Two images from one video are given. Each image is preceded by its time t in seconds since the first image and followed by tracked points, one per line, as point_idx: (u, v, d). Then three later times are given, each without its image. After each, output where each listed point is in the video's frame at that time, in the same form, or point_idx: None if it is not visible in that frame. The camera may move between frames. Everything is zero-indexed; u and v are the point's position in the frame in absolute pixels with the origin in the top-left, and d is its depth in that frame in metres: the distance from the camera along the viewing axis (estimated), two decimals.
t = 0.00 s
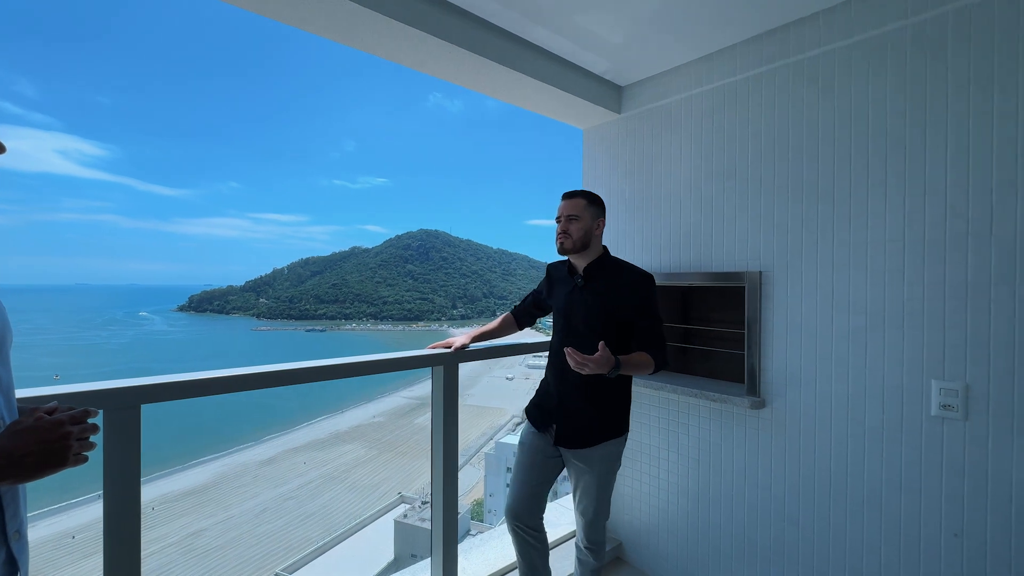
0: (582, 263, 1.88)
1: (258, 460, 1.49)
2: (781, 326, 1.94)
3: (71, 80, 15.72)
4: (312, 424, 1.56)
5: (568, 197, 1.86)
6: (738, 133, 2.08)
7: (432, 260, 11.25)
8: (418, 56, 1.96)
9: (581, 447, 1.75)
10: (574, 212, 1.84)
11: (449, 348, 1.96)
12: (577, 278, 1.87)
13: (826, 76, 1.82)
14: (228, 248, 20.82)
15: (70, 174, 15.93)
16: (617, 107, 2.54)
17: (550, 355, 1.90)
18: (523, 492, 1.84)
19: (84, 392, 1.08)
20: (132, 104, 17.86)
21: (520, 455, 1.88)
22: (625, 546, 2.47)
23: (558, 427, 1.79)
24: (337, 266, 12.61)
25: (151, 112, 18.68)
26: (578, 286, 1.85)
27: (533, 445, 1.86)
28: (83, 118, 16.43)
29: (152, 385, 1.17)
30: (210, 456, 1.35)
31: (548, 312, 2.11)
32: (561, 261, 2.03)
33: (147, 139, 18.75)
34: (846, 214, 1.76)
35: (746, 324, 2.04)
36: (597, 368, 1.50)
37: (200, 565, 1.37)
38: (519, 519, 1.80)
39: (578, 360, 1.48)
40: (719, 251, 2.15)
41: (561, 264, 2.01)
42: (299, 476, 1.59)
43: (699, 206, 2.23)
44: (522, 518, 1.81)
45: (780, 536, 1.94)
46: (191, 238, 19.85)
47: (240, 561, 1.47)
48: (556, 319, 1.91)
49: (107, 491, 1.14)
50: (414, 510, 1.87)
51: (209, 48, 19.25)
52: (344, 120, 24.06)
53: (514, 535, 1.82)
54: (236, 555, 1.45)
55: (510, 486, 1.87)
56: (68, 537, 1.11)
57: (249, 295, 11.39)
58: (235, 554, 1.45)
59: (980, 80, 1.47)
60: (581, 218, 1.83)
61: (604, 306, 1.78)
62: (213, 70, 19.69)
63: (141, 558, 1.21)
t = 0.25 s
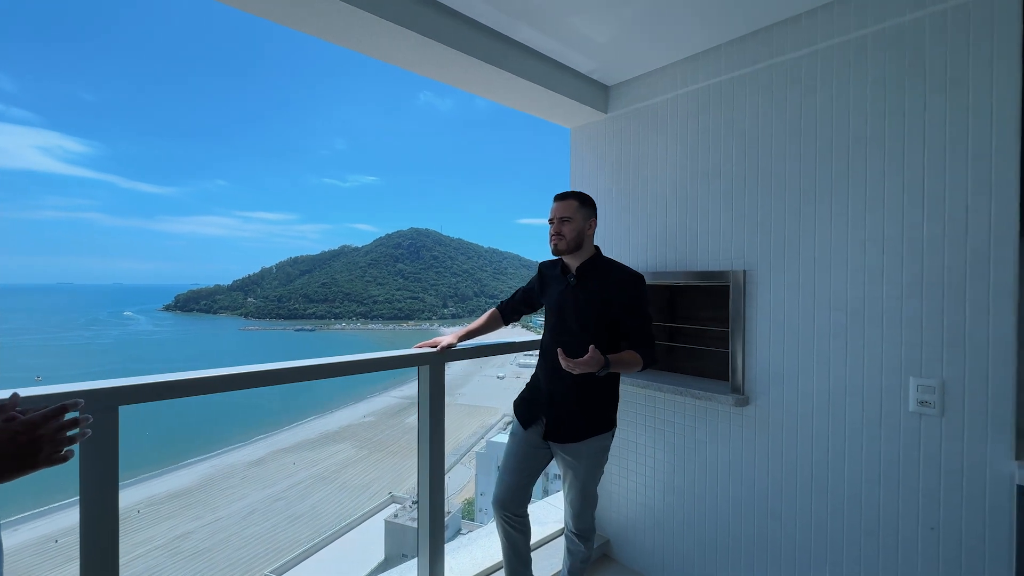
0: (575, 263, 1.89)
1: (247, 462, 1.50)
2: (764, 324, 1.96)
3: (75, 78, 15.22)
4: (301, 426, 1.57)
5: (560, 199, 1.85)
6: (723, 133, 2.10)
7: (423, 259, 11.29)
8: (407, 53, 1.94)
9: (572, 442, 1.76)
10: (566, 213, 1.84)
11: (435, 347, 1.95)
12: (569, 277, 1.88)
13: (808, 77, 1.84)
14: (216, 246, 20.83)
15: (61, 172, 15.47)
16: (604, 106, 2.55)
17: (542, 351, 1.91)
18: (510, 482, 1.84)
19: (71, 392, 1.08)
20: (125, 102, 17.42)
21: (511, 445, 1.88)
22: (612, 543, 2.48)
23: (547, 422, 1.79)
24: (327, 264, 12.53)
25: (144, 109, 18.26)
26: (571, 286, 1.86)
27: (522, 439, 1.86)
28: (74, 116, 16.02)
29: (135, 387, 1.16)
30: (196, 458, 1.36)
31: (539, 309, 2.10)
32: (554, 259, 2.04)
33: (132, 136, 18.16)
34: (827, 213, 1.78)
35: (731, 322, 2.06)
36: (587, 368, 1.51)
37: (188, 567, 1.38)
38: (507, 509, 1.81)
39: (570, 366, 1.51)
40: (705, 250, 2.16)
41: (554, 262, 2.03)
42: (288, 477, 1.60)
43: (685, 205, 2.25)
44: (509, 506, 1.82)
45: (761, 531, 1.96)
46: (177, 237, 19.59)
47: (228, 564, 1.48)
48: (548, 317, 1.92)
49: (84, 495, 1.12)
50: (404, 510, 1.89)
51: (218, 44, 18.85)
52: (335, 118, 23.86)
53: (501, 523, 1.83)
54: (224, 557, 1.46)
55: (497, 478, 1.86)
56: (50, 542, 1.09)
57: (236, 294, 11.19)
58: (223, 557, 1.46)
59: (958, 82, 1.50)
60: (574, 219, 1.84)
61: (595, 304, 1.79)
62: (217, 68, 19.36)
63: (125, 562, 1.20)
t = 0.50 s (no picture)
0: (561, 262, 1.90)
1: (234, 464, 1.47)
2: (749, 322, 1.98)
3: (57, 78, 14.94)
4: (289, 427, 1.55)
5: (548, 197, 1.87)
6: (709, 132, 2.11)
7: (412, 258, 11.26)
8: (392, 50, 1.92)
9: (560, 437, 1.75)
10: (554, 211, 1.85)
11: (421, 346, 1.92)
12: (556, 275, 1.88)
13: (792, 77, 1.86)
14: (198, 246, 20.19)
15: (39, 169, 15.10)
16: (591, 105, 2.55)
17: (529, 349, 1.91)
18: (498, 473, 1.83)
19: (47, 393, 1.04)
20: (106, 98, 17.09)
21: (498, 442, 1.87)
22: (600, 541, 2.48)
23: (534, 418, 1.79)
24: (314, 264, 12.41)
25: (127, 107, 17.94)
26: (557, 284, 1.87)
27: (506, 434, 1.86)
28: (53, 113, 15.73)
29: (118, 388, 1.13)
30: (181, 461, 1.33)
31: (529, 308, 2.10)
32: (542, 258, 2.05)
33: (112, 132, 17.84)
34: (811, 212, 1.80)
35: (716, 321, 2.07)
36: (572, 368, 1.51)
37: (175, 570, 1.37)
38: (492, 501, 1.80)
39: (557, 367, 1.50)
40: (691, 249, 2.17)
41: (542, 261, 2.03)
42: (276, 478, 1.58)
43: (671, 204, 2.26)
44: (493, 499, 1.80)
45: (747, 527, 1.98)
46: (159, 236, 19.13)
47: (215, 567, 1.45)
48: (535, 315, 1.93)
49: (55, 502, 1.08)
50: (393, 510, 1.88)
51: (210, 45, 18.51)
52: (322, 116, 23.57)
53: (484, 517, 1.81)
54: (211, 560, 1.44)
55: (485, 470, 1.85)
56: (29, 548, 1.06)
57: (222, 294, 11.04)
58: (209, 561, 1.44)
59: (936, 83, 1.53)
60: (561, 217, 1.85)
61: (581, 302, 1.79)
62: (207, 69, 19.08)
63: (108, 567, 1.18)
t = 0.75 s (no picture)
0: (552, 262, 1.85)
1: (220, 467, 1.49)
2: (745, 322, 1.95)
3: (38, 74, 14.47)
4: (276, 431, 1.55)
5: (539, 195, 1.82)
6: (703, 130, 2.08)
7: (401, 258, 11.17)
8: (379, 43, 1.86)
9: (551, 439, 1.70)
10: (545, 210, 1.80)
11: (410, 348, 1.86)
12: (547, 276, 1.83)
13: (788, 74, 1.83)
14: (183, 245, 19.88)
15: (18, 168, 14.53)
16: (583, 102, 2.51)
17: (520, 349, 1.88)
18: (488, 475, 1.76)
19: (11, 403, 0.97)
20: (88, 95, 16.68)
21: (487, 444, 1.81)
22: (593, 545, 2.45)
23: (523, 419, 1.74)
24: (302, 264, 12.25)
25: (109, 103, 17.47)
26: (548, 285, 1.82)
27: (495, 436, 1.80)
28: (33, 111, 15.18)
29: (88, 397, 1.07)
30: (162, 465, 1.35)
31: (519, 309, 2.05)
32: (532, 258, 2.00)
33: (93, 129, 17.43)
34: (807, 210, 1.78)
35: (711, 321, 2.05)
36: (557, 368, 1.47)
37: None
38: (479, 502, 1.73)
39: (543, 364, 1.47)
40: (686, 248, 2.15)
41: (533, 262, 1.98)
42: (264, 481, 1.59)
43: (665, 203, 2.23)
44: (481, 501, 1.74)
45: (743, 530, 1.96)
46: (142, 234, 18.81)
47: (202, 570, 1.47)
48: (525, 316, 1.88)
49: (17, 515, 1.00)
50: (383, 512, 1.83)
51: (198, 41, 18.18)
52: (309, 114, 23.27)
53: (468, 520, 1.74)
54: (197, 564, 1.46)
55: (475, 469, 1.79)
56: None
57: (207, 294, 10.87)
58: (196, 565, 1.46)
59: (933, 80, 1.51)
60: (552, 216, 1.79)
61: (571, 302, 1.74)
62: (194, 65, 18.70)
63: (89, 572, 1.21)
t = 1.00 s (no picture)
0: (551, 263, 1.76)
1: (207, 470, 1.33)
2: (753, 325, 1.89)
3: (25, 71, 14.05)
4: (263, 430, 1.40)
5: (538, 193, 1.73)
6: (709, 126, 2.01)
7: (392, 258, 11.06)
8: (371, 32, 1.77)
9: (551, 450, 1.62)
10: (544, 208, 1.70)
11: (407, 354, 1.78)
12: (546, 277, 1.74)
13: (798, 68, 1.77)
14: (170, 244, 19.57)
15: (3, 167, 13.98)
16: (583, 98, 2.43)
17: (517, 352, 1.79)
18: (481, 488, 1.68)
19: None
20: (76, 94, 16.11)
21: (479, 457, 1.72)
22: (594, 554, 2.37)
23: (521, 430, 1.65)
24: (292, 264, 12.13)
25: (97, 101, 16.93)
26: (547, 287, 1.73)
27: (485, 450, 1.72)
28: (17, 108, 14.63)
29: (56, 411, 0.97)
30: (142, 470, 1.17)
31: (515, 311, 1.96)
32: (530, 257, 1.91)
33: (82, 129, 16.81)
34: (819, 209, 1.72)
35: (718, 323, 1.98)
36: (561, 371, 1.39)
37: None
38: (471, 519, 1.65)
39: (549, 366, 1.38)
40: (690, 249, 2.09)
41: (530, 262, 1.89)
42: (254, 483, 1.43)
43: (669, 202, 2.16)
44: (473, 517, 1.66)
45: (752, 539, 1.89)
46: (128, 233, 18.51)
47: None
48: (523, 319, 1.79)
49: None
50: (374, 513, 1.72)
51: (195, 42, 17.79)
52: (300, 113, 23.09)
53: (461, 538, 1.66)
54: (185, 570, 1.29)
55: (469, 482, 1.71)
56: None
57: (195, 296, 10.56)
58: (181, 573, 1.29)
59: (951, 73, 1.45)
60: (553, 215, 1.70)
61: (571, 303, 1.66)
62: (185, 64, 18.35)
63: None
